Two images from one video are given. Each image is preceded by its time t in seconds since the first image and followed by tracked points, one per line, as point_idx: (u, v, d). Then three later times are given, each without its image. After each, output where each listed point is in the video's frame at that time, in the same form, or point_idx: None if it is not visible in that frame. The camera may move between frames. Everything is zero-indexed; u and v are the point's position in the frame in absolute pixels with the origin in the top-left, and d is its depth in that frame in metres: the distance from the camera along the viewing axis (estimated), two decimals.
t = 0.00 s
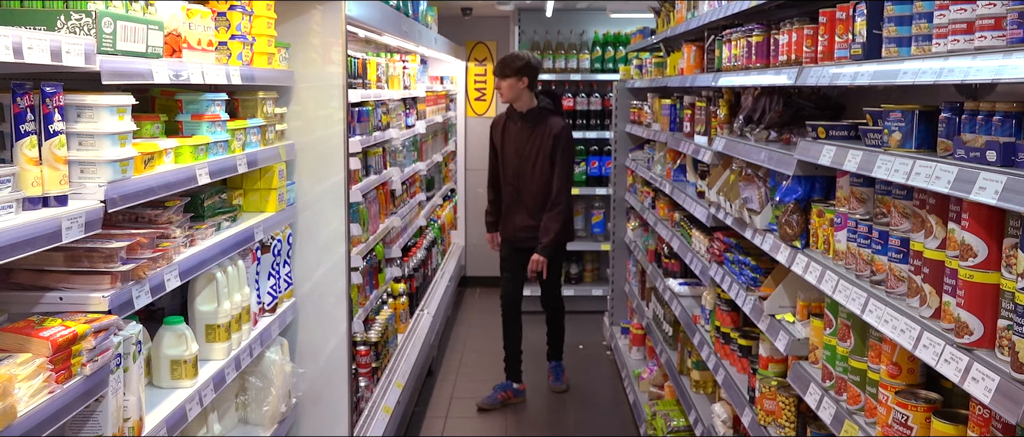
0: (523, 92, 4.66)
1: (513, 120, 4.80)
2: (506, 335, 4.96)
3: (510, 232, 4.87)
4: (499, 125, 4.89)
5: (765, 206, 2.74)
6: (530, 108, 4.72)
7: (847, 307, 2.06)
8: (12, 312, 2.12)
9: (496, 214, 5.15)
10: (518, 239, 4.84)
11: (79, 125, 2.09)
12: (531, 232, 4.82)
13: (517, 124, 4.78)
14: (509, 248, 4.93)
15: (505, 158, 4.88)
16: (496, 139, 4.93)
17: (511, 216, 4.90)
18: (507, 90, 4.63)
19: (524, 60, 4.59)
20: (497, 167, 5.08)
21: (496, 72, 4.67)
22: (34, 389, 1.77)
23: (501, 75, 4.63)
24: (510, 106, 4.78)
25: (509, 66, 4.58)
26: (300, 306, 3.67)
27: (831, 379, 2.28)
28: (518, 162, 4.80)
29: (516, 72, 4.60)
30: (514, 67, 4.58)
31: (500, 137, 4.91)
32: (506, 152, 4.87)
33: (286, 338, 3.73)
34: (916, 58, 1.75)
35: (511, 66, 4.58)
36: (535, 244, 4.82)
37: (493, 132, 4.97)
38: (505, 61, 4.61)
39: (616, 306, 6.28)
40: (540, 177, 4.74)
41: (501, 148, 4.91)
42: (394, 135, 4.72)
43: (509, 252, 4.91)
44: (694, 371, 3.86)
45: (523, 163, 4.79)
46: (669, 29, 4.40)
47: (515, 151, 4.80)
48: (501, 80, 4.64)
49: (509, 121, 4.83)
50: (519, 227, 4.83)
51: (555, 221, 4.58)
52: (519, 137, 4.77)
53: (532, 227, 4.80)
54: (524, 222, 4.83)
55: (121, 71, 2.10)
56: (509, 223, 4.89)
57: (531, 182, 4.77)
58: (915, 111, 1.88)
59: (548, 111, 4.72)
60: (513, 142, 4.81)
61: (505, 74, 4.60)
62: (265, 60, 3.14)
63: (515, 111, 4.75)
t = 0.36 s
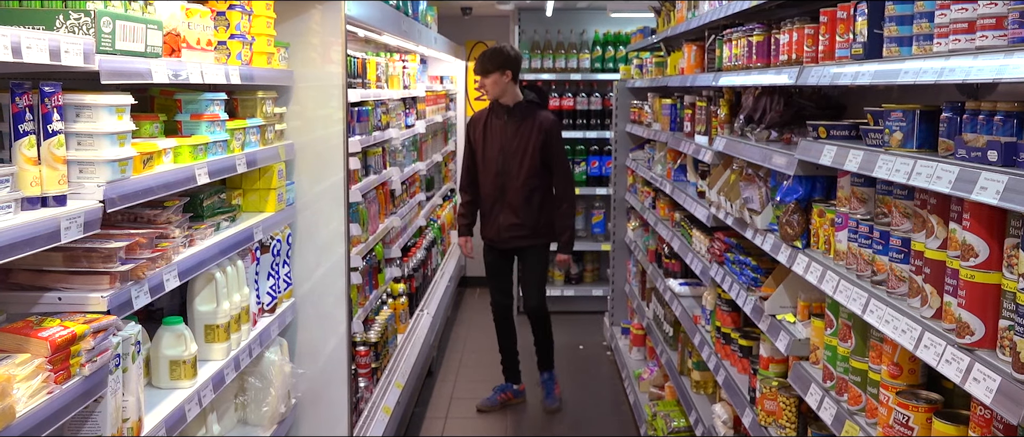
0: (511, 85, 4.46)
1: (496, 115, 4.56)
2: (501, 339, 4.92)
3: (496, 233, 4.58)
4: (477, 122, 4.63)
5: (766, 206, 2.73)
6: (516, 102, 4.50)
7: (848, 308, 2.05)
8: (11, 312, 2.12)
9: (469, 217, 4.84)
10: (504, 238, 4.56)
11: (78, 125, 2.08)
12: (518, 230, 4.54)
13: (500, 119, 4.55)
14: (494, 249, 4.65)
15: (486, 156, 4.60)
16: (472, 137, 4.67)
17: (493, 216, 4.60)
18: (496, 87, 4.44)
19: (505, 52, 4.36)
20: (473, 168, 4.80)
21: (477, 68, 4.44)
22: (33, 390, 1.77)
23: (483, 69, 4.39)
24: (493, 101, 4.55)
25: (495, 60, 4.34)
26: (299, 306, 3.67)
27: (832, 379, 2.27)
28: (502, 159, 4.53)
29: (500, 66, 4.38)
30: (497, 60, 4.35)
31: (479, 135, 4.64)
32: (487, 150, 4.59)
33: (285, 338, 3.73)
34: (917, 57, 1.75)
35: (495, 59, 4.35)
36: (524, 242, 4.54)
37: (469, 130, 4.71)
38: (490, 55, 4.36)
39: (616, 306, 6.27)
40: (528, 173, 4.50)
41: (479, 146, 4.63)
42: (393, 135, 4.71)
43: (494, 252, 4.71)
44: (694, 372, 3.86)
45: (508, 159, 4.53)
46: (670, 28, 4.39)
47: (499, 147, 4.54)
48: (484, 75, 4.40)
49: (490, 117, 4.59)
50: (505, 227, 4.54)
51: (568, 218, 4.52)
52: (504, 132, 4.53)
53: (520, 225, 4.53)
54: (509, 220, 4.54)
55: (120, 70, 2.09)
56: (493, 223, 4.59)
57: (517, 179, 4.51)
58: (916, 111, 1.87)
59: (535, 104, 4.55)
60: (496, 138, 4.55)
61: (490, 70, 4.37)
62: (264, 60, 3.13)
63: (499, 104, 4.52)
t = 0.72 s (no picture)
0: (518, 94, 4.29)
1: (503, 121, 4.40)
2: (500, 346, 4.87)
3: (496, 242, 4.44)
4: (484, 125, 4.48)
5: (766, 206, 2.73)
6: (525, 108, 4.33)
7: (849, 308, 2.04)
8: (10, 313, 2.11)
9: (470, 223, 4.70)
10: (503, 249, 4.41)
11: (76, 124, 2.07)
12: (518, 243, 4.38)
13: (507, 125, 4.39)
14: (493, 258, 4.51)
15: (490, 161, 4.45)
16: (479, 141, 4.52)
17: (494, 225, 4.46)
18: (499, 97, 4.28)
19: (509, 60, 4.19)
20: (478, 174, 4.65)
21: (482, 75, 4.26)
22: (32, 390, 1.76)
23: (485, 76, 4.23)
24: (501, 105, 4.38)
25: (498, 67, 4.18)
26: (298, 306, 3.67)
27: (833, 380, 2.27)
28: (507, 166, 4.37)
29: (505, 73, 4.21)
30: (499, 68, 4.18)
31: (485, 140, 4.49)
32: (492, 156, 4.43)
33: (285, 338, 3.72)
34: (918, 57, 1.74)
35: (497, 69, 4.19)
36: (523, 255, 4.38)
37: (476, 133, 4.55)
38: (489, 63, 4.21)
39: (616, 307, 6.27)
40: (531, 183, 4.34)
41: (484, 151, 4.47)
42: (393, 134, 4.71)
43: (494, 262, 4.57)
44: (695, 372, 3.86)
45: (512, 167, 4.36)
46: (671, 28, 4.38)
47: (503, 154, 4.38)
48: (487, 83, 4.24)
49: (497, 122, 4.43)
50: (504, 238, 4.39)
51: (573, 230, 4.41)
52: (510, 139, 4.37)
53: (520, 237, 4.37)
54: (509, 231, 4.39)
55: (119, 70, 2.08)
56: (492, 231, 4.45)
57: (519, 189, 4.35)
58: (918, 110, 1.87)
59: (544, 112, 4.39)
60: (501, 144, 4.39)
61: (493, 78, 4.21)
62: (263, 59, 3.13)
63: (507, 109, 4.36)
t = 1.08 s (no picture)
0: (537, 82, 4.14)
1: (520, 115, 4.31)
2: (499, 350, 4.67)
3: (505, 240, 4.34)
4: (502, 119, 4.40)
5: (767, 206, 2.72)
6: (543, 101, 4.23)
7: (850, 308, 2.04)
8: (8, 313, 2.11)
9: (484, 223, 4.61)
10: (512, 248, 4.32)
11: (75, 124, 2.07)
12: (527, 243, 4.29)
13: (524, 119, 4.30)
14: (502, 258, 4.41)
15: (506, 156, 4.37)
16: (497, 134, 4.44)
17: (504, 223, 4.35)
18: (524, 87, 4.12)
19: (540, 47, 4.04)
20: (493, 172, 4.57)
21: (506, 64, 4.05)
22: (30, 391, 1.75)
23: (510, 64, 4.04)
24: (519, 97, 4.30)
25: (524, 57, 3.99)
26: (298, 306, 3.66)
27: (834, 380, 2.26)
28: (520, 161, 4.27)
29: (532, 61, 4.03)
30: (529, 56, 4.01)
31: (502, 134, 4.41)
32: (507, 150, 4.35)
33: (284, 339, 3.71)
34: (919, 56, 1.74)
35: (526, 57, 4.00)
36: (531, 256, 4.30)
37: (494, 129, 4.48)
38: (512, 52, 4.00)
39: (616, 307, 6.27)
40: (544, 180, 4.22)
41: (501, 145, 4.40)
42: (393, 134, 4.71)
43: (501, 263, 4.45)
44: (696, 373, 3.85)
45: (526, 163, 4.25)
46: (671, 27, 4.37)
47: (518, 148, 4.28)
48: (511, 71, 4.06)
49: (515, 116, 4.35)
50: (513, 235, 4.29)
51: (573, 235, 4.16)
52: (526, 133, 4.28)
53: (530, 236, 4.28)
54: (520, 230, 4.29)
55: (118, 69, 2.08)
56: (502, 229, 4.34)
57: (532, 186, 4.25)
58: (919, 110, 1.86)
59: (561, 105, 4.30)
60: (517, 138, 4.31)
61: (522, 66, 4.03)
62: (262, 59, 3.12)
63: (524, 103, 4.27)
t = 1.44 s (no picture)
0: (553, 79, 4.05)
1: (513, 112, 4.19)
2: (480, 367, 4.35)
3: (505, 244, 4.19)
4: (492, 118, 4.26)
5: (768, 206, 2.72)
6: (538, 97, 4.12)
7: (851, 308, 2.03)
8: (7, 313, 2.10)
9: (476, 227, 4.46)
10: (513, 250, 4.17)
11: (74, 124, 2.06)
12: (528, 243, 4.16)
13: (518, 116, 4.18)
14: (499, 262, 4.25)
15: (499, 156, 4.23)
16: (486, 135, 4.30)
17: (502, 225, 4.20)
18: (539, 80, 4.02)
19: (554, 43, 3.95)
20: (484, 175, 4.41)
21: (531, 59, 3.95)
22: (29, 391, 1.74)
23: (530, 55, 3.95)
24: (511, 95, 4.19)
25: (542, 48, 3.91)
26: (297, 307, 3.66)
27: (835, 380, 2.26)
28: (518, 160, 4.15)
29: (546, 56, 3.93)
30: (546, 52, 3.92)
31: (493, 134, 4.27)
32: (501, 149, 4.21)
33: (283, 339, 3.71)
34: (920, 56, 1.74)
35: (544, 49, 3.93)
36: (533, 257, 4.16)
37: (483, 130, 4.33)
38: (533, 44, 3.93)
39: (616, 307, 6.26)
40: (544, 177, 4.12)
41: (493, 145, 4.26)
42: (393, 134, 4.71)
43: (498, 267, 4.27)
44: (696, 373, 3.85)
45: (524, 160, 4.15)
46: (671, 26, 4.37)
47: (514, 146, 4.16)
48: (532, 62, 3.95)
49: (506, 114, 4.22)
50: (514, 237, 4.15)
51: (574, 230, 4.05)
52: (521, 130, 4.16)
53: (531, 236, 4.15)
54: (520, 230, 4.16)
55: (117, 69, 2.07)
56: (501, 232, 4.19)
57: (532, 184, 4.13)
58: (920, 110, 1.85)
59: (558, 101, 4.20)
60: (511, 136, 4.18)
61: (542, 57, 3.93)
62: (262, 59, 3.11)
63: (518, 99, 4.16)
